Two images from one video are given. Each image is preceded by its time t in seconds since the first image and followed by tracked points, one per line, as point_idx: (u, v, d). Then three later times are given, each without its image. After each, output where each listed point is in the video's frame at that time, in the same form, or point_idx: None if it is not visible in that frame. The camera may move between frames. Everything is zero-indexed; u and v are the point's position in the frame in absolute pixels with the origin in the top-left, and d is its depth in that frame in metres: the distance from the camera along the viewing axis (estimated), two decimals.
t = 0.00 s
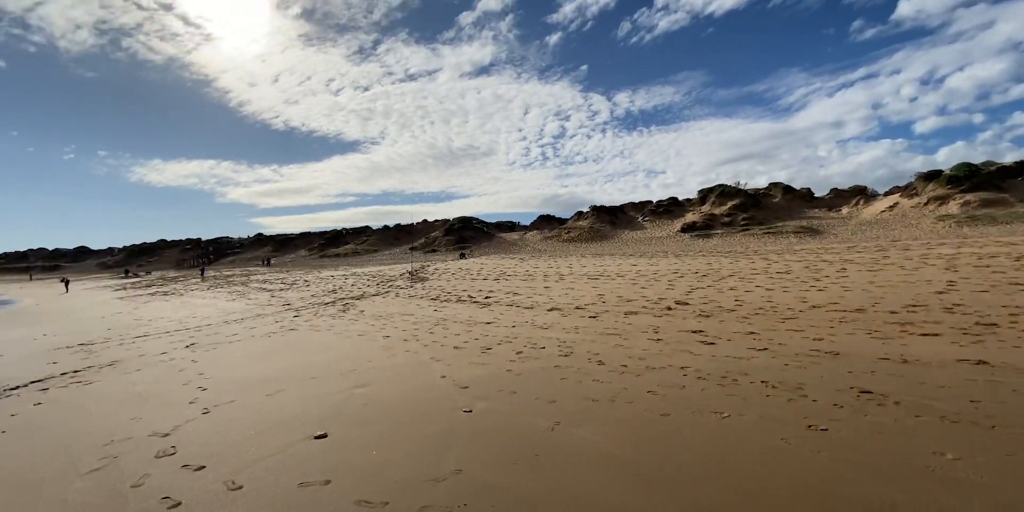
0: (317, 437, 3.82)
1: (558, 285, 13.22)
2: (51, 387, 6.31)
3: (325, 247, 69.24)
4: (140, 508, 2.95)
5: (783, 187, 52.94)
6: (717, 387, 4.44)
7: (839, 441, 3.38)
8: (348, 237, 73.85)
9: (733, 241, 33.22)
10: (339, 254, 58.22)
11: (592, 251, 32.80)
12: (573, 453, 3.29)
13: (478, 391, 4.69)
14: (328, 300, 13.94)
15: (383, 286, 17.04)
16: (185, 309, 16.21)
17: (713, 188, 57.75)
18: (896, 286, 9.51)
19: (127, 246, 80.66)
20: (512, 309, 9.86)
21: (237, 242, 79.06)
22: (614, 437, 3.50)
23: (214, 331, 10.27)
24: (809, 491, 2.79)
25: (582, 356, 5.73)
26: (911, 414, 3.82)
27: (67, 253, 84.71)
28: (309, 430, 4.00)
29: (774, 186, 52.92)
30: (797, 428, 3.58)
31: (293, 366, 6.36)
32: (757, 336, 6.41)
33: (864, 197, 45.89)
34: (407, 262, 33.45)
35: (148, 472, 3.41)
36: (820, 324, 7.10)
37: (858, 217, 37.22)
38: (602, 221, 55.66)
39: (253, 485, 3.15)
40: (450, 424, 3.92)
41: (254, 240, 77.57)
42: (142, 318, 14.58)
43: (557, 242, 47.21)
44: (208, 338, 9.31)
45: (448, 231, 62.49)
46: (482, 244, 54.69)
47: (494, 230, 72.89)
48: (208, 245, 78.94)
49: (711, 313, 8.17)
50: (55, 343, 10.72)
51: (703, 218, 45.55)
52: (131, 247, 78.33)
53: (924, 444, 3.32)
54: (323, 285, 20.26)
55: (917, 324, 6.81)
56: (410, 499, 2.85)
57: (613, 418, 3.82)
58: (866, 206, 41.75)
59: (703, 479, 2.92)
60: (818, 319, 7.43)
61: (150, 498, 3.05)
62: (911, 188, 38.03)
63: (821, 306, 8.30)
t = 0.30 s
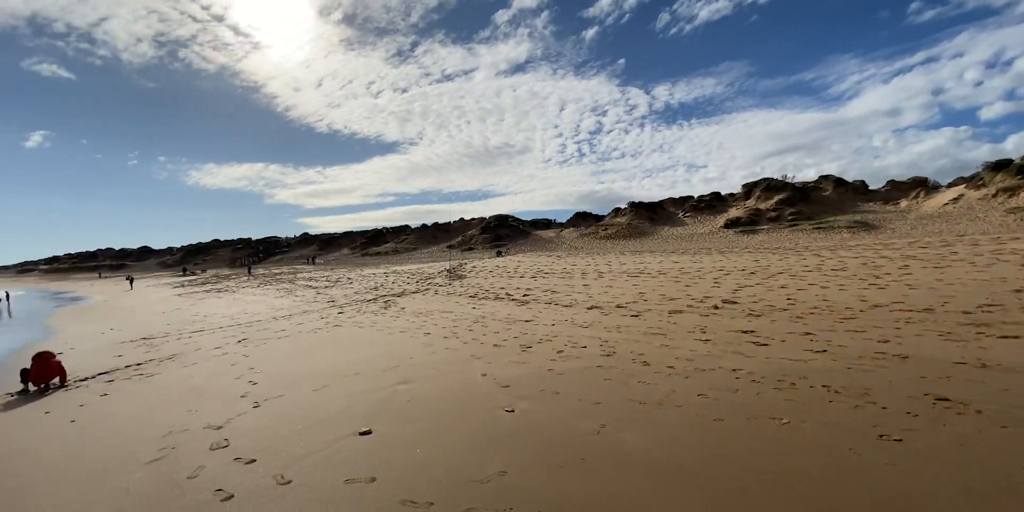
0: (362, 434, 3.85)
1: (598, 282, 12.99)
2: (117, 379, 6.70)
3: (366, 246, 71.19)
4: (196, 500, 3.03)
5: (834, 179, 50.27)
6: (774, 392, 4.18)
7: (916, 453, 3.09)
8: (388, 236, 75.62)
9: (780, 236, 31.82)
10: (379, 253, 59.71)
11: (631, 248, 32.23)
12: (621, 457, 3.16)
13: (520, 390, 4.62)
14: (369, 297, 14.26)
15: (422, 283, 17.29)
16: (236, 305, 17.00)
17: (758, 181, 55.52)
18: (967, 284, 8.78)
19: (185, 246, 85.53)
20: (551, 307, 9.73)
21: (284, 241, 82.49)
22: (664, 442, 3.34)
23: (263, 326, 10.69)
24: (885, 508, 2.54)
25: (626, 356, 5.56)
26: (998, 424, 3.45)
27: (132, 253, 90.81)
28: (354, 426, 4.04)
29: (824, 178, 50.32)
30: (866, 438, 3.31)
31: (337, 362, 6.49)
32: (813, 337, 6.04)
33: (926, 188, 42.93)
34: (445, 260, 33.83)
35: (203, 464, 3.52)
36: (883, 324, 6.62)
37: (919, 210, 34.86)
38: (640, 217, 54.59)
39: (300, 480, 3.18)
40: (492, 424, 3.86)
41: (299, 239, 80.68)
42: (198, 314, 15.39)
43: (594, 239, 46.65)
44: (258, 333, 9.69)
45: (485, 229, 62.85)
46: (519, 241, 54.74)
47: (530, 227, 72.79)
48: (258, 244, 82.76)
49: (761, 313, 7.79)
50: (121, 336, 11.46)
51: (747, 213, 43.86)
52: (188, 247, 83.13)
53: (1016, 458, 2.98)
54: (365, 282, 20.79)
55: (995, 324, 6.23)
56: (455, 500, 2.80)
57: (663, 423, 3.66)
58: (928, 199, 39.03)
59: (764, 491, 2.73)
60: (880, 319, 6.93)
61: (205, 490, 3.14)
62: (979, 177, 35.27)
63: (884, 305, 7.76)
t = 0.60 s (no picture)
0: (399, 432, 3.82)
1: (632, 281, 12.71)
2: (165, 372, 6.96)
3: (398, 245, 72.43)
4: (239, 495, 3.06)
5: (881, 173, 47.85)
6: (830, 398, 3.92)
7: (996, 466, 2.81)
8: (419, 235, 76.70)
9: (822, 233, 30.50)
10: (411, 251, 60.60)
11: (664, 246, 31.53)
12: (668, 465, 3.01)
13: (558, 391, 4.51)
14: (402, 295, 14.42)
15: (454, 281, 17.40)
16: (276, 302, 17.54)
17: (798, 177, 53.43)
18: None
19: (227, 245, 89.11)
20: (585, 305, 9.57)
21: (320, 240, 84.84)
22: (713, 451, 3.17)
23: (301, 323, 10.94)
24: None
25: (667, 358, 5.36)
26: None
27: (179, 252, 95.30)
28: (391, 424, 4.02)
29: (870, 172, 47.96)
30: (939, 449, 3.04)
31: (373, 359, 6.53)
32: (869, 339, 5.67)
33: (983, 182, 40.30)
34: (476, 258, 34.03)
35: (245, 459, 3.57)
36: (946, 326, 6.16)
37: (976, 204, 32.76)
38: (673, 214, 53.47)
39: (341, 478, 3.17)
40: (531, 425, 3.77)
41: (334, 238, 82.80)
42: (239, 310, 15.93)
43: (626, 237, 45.94)
44: (296, 330, 9.92)
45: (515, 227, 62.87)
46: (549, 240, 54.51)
47: (561, 225, 72.43)
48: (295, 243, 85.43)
49: (808, 313, 7.41)
50: (169, 332, 11.97)
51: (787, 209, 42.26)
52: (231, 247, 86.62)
53: None
54: (398, 280, 21.07)
55: None
56: (495, 505, 2.72)
57: (711, 429, 3.48)
58: (985, 192, 36.63)
59: (826, 505, 2.53)
60: (942, 320, 6.46)
61: (248, 485, 3.17)
62: None
63: (945, 305, 7.25)
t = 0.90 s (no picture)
0: (435, 434, 3.76)
1: (667, 281, 12.37)
2: (208, 368, 7.17)
3: (428, 243, 73.26)
4: (278, 495, 3.05)
5: (932, 168, 45.28)
6: (893, 409, 3.65)
7: None
8: (449, 234, 77.39)
9: (868, 231, 29.08)
10: (441, 250, 61.20)
11: (697, 244, 30.74)
12: (718, 479, 2.83)
13: (596, 395, 4.37)
14: (433, 294, 14.50)
15: (484, 280, 17.38)
16: (311, 300, 17.96)
17: (840, 173, 51.19)
18: None
19: (265, 244, 92.17)
20: (618, 306, 9.34)
21: (353, 240, 86.77)
22: (767, 464, 2.97)
23: (336, 320, 11.12)
24: None
25: (710, 364, 5.12)
26: None
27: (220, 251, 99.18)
28: (426, 425, 3.97)
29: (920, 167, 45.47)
30: None
31: (408, 358, 6.53)
32: (931, 345, 5.28)
33: None
34: (505, 257, 34.00)
35: (283, 457, 3.58)
36: (1018, 332, 5.68)
37: None
38: (707, 212, 52.09)
39: (377, 480, 3.13)
40: (569, 431, 3.64)
41: (367, 237, 84.54)
42: (277, 307, 16.39)
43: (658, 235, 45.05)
44: (331, 327, 10.08)
45: (544, 226, 62.60)
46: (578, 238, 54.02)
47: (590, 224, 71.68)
48: (329, 242, 87.65)
49: (860, 316, 6.98)
50: (212, 328, 12.40)
51: (828, 206, 40.52)
52: (269, 246, 89.66)
53: None
54: (429, 279, 21.25)
55: None
56: None
57: (764, 440, 3.28)
58: None
59: None
60: (1013, 326, 5.96)
61: (286, 485, 3.16)
62: None
63: (1015, 309, 6.70)
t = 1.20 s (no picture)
0: (467, 435, 3.72)
1: (702, 281, 12.01)
2: (246, 363, 7.37)
3: (457, 242, 73.84)
4: (313, 493, 3.06)
5: (987, 163, 42.61)
6: (956, 421, 3.39)
7: None
8: (478, 233, 77.82)
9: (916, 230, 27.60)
10: (470, 249, 61.56)
11: (732, 244, 29.87)
12: (766, 492, 2.68)
13: (632, 399, 4.23)
14: (463, 292, 14.54)
15: (513, 279, 17.33)
16: (344, 297, 18.34)
17: (885, 169, 48.81)
18: None
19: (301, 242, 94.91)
20: (652, 307, 9.12)
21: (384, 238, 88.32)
22: (819, 479, 2.80)
23: (368, 317, 11.28)
24: None
25: (751, 370, 4.90)
26: None
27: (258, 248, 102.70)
28: (458, 426, 3.93)
29: (974, 162, 42.86)
30: None
31: (438, 356, 6.53)
32: (996, 353, 4.91)
33: None
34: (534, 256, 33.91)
35: (317, 455, 3.59)
36: None
37: None
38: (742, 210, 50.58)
39: (410, 481, 3.10)
40: (605, 436, 3.54)
41: (397, 236, 85.90)
42: (311, 304, 16.78)
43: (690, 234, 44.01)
44: (364, 324, 10.22)
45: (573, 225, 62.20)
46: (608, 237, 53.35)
47: (619, 223, 70.82)
48: (361, 241, 89.49)
49: (914, 321, 6.57)
50: (250, 323, 12.78)
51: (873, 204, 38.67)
52: (304, 244, 92.29)
53: None
54: (458, 277, 21.36)
55: None
56: None
57: (817, 455, 3.08)
58: None
59: None
60: None
61: (320, 483, 3.17)
62: None
63: None
